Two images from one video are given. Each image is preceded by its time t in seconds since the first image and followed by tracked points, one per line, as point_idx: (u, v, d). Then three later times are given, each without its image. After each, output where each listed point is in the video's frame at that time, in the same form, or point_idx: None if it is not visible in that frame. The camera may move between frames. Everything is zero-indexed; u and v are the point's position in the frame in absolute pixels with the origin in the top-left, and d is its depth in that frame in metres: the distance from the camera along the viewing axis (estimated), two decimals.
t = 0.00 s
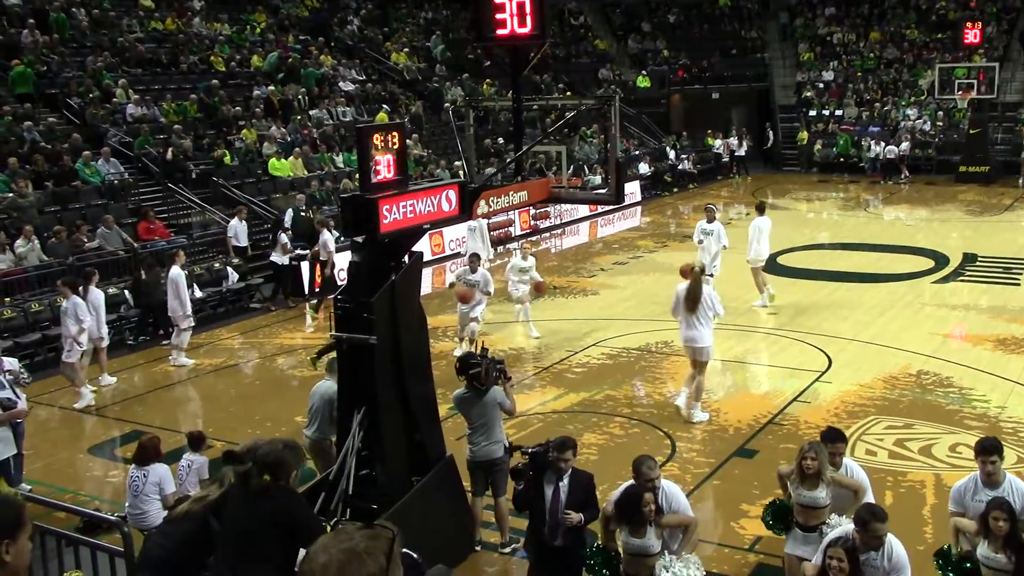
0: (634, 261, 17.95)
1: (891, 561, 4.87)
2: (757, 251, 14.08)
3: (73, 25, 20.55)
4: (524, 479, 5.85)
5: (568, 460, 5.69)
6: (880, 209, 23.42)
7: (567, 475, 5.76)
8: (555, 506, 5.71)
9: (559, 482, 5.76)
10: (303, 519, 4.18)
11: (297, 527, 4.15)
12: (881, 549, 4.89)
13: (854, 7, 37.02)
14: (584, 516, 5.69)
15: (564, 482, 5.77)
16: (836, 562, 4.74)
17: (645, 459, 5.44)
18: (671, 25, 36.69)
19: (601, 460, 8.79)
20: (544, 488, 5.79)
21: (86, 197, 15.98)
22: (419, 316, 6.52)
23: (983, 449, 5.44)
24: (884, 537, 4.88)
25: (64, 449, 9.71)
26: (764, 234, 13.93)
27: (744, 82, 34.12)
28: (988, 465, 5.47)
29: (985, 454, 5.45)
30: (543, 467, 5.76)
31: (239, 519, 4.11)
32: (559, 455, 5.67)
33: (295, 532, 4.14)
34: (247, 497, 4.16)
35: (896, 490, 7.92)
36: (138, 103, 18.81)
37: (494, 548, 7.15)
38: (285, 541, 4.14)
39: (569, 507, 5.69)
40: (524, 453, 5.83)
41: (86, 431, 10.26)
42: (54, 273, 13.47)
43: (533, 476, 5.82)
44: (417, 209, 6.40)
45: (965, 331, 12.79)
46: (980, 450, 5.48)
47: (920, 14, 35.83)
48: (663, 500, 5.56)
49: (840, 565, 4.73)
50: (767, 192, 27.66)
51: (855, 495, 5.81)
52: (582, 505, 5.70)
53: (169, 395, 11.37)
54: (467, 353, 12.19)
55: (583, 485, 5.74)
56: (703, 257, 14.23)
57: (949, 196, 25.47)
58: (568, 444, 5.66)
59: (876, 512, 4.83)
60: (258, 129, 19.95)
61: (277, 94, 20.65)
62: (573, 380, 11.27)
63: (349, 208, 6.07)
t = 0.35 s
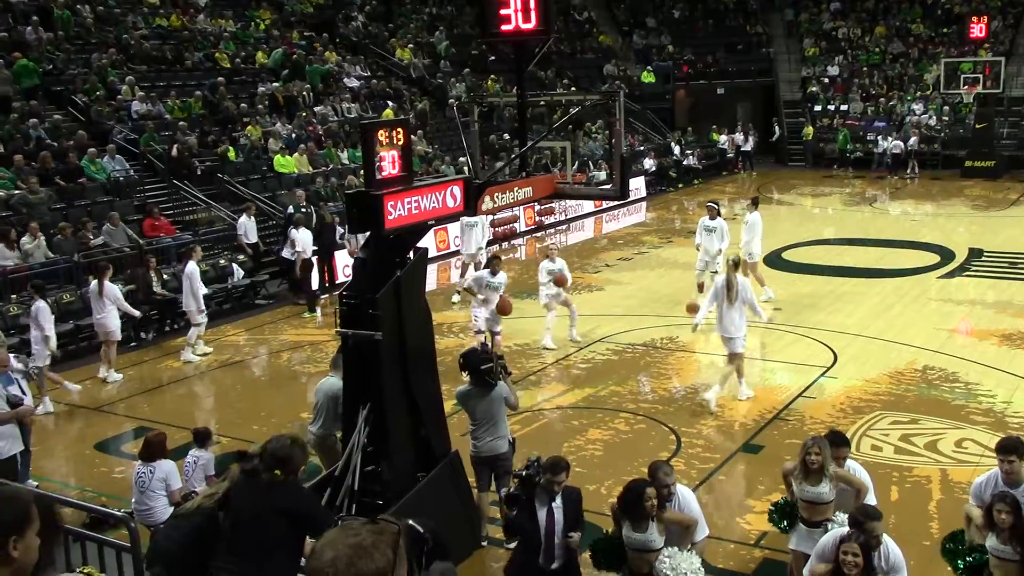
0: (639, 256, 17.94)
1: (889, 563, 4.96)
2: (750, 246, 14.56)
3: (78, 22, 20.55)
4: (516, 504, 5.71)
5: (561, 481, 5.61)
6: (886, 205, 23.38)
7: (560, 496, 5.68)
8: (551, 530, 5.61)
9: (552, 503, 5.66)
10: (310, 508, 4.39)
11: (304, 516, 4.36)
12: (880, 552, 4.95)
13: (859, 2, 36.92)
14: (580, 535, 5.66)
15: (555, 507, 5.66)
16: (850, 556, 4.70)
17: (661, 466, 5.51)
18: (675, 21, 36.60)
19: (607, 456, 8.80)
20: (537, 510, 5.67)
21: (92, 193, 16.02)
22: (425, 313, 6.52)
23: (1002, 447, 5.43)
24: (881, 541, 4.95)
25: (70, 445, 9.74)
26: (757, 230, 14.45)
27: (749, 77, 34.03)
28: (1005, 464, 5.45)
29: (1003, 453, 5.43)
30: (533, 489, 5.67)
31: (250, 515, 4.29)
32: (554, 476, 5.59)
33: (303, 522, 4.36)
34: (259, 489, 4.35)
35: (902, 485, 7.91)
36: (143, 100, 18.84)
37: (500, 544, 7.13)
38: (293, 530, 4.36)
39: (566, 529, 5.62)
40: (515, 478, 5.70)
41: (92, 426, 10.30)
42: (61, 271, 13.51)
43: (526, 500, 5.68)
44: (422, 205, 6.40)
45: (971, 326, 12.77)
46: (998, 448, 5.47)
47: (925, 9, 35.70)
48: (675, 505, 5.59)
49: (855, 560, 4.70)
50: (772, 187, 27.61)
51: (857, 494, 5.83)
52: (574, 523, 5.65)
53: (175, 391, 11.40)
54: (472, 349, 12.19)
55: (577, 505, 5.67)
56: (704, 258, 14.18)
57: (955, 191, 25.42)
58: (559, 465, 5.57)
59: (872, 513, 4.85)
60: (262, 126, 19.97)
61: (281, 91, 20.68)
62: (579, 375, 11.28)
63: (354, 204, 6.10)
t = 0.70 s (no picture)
0: (644, 255, 17.93)
1: (904, 567, 4.99)
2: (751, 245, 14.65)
3: (83, 21, 20.57)
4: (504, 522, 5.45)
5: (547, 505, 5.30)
6: (892, 203, 23.33)
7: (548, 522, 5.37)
8: (537, 554, 5.29)
9: (539, 528, 5.36)
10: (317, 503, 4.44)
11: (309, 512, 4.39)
12: (892, 555, 4.99)
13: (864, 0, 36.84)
14: (571, 566, 5.29)
15: (542, 529, 5.37)
16: (854, 553, 4.70)
17: (666, 469, 5.49)
18: (680, 19, 36.55)
19: (612, 454, 8.80)
20: (524, 533, 5.37)
21: (98, 192, 16.07)
22: (429, 312, 6.54)
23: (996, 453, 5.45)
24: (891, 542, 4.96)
25: (77, 444, 9.78)
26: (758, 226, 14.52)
27: (754, 75, 33.96)
28: (1000, 472, 5.46)
29: (997, 460, 5.46)
30: (520, 510, 5.35)
31: (255, 503, 4.37)
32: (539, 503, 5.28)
33: (308, 515, 4.38)
34: (266, 478, 4.43)
35: (908, 483, 7.91)
36: (149, 99, 18.88)
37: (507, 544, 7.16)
38: (298, 526, 4.38)
39: (551, 556, 5.31)
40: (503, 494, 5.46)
41: (98, 425, 10.34)
42: (67, 269, 13.56)
43: (512, 518, 5.40)
44: (427, 204, 6.42)
45: (977, 324, 12.74)
46: (995, 454, 5.48)
47: (931, 6, 35.65)
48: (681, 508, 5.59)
49: (858, 558, 4.70)
50: (778, 185, 27.55)
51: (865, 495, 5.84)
52: (563, 552, 5.33)
53: (181, 390, 11.43)
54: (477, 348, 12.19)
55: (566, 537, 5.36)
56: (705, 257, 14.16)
57: (961, 188, 25.33)
58: (546, 486, 5.27)
59: (884, 514, 4.92)
60: (268, 125, 19.99)
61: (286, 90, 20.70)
62: (584, 374, 11.28)
63: (359, 204, 6.13)
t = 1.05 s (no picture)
0: (650, 257, 17.91)
1: (908, 570, 4.94)
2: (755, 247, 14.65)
3: (90, 25, 20.60)
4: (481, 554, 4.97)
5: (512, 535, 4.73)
6: (898, 205, 23.28)
7: (511, 562, 4.75)
8: None
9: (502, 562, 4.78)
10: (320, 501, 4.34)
11: (309, 511, 4.29)
12: (897, 557, 4.96)
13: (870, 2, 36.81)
14: None
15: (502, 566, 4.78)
16: (863, 558, 4.69)
17: (671, 472, 5.40)
18: (686, 21, 36.58)
19: (618, 457, 8.80)
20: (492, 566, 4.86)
21: (105, 196, 16.10)
22: (435, 313, 6.54)
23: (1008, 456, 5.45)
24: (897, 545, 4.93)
25: (84, 447, 9.79)
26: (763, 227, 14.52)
27: (760, 77, 33.93)
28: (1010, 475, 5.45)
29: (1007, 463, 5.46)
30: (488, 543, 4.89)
31: (257, 504, 4.28)
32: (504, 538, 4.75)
33: (309, 514, 4.28)
34: (266, 480, 4.34)
35: (915, 486, 7.88)
36: (155, 102, 18.92)
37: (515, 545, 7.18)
38: (298, 525, 4.28)
39: None
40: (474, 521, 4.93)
41: (104, 428, 10.36)
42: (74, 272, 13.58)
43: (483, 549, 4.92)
44: (433, 206, 6.43)
45: (984, 326, 12.70)
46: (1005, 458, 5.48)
47: (937, 7, 35.61)
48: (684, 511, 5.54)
49: (867, 562, 4.69)
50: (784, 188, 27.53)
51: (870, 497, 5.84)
52: None
53: (188, 393, 11.44)
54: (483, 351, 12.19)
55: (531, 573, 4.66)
56: (703, 260, 14.13)
57: (967, 191, 25.28)
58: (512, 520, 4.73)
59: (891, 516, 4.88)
60: (274, 129, 20.03)
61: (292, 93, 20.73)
62: (590, 376, 11.28)
63: (365, 206, 6.14)
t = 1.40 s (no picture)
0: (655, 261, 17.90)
1: None
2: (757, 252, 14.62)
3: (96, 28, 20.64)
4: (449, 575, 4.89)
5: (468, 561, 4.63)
6: (904, 208, 23.25)
7: None
8: None
9: None
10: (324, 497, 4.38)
11: (314, 512, 4.29)
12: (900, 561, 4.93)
13: (875, 6, 36.80)
14: None
15: None
16: (870, 561, 4.67)
17: (674, 476, 5.41)
18: (691, 25, 36.60)
19: (623, 460, 8.79)
20: None
21: (110, 199, 16.14)
22: (440, 315, 6.54)
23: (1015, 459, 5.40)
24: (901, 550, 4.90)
25: (88, 449, 9.81)
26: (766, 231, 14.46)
27: (765, 81, 33.93)
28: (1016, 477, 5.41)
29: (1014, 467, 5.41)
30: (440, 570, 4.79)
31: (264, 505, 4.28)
32: (435, 553, 4.27)
33: (317, 514, 4.29)
34: (270, 481, 4.35)
35: (920, 490, 7.86)
36: (161, 105, 18.97)
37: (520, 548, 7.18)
38: (306, 524, 4.28)
39: None
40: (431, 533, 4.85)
41: (110, 430, 10.38)
42: (80, 275, 13.61)
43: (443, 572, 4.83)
44: (438, 209, 6.44)
45: (990, 330, 12.67)
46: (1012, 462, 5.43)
47: (943, 11, 35.61)
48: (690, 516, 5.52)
49: (874, 565, 4.67)
50: (789, 191, 27.51)
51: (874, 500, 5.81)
52: None
53: (191, 396, 11.45)
54: (487, 354, 12.19)
55: None
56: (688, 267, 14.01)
57: (973, 194, 25.23)
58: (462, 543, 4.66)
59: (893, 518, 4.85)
60: (279, 131, 20.07)
61: (297, 96, 20.78)
62: (594, 380, 11.28)
63: (371, 209, 6.16)
